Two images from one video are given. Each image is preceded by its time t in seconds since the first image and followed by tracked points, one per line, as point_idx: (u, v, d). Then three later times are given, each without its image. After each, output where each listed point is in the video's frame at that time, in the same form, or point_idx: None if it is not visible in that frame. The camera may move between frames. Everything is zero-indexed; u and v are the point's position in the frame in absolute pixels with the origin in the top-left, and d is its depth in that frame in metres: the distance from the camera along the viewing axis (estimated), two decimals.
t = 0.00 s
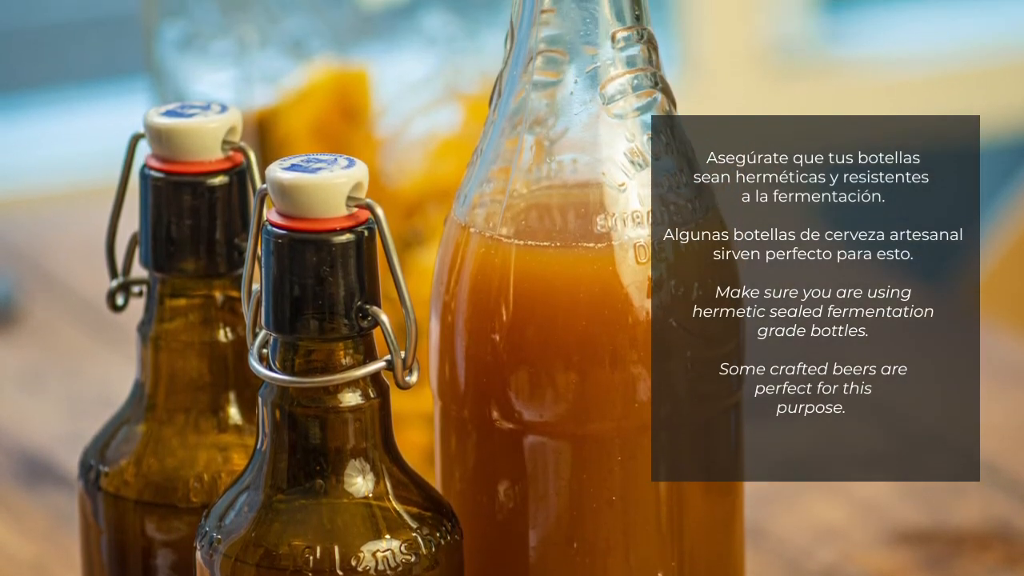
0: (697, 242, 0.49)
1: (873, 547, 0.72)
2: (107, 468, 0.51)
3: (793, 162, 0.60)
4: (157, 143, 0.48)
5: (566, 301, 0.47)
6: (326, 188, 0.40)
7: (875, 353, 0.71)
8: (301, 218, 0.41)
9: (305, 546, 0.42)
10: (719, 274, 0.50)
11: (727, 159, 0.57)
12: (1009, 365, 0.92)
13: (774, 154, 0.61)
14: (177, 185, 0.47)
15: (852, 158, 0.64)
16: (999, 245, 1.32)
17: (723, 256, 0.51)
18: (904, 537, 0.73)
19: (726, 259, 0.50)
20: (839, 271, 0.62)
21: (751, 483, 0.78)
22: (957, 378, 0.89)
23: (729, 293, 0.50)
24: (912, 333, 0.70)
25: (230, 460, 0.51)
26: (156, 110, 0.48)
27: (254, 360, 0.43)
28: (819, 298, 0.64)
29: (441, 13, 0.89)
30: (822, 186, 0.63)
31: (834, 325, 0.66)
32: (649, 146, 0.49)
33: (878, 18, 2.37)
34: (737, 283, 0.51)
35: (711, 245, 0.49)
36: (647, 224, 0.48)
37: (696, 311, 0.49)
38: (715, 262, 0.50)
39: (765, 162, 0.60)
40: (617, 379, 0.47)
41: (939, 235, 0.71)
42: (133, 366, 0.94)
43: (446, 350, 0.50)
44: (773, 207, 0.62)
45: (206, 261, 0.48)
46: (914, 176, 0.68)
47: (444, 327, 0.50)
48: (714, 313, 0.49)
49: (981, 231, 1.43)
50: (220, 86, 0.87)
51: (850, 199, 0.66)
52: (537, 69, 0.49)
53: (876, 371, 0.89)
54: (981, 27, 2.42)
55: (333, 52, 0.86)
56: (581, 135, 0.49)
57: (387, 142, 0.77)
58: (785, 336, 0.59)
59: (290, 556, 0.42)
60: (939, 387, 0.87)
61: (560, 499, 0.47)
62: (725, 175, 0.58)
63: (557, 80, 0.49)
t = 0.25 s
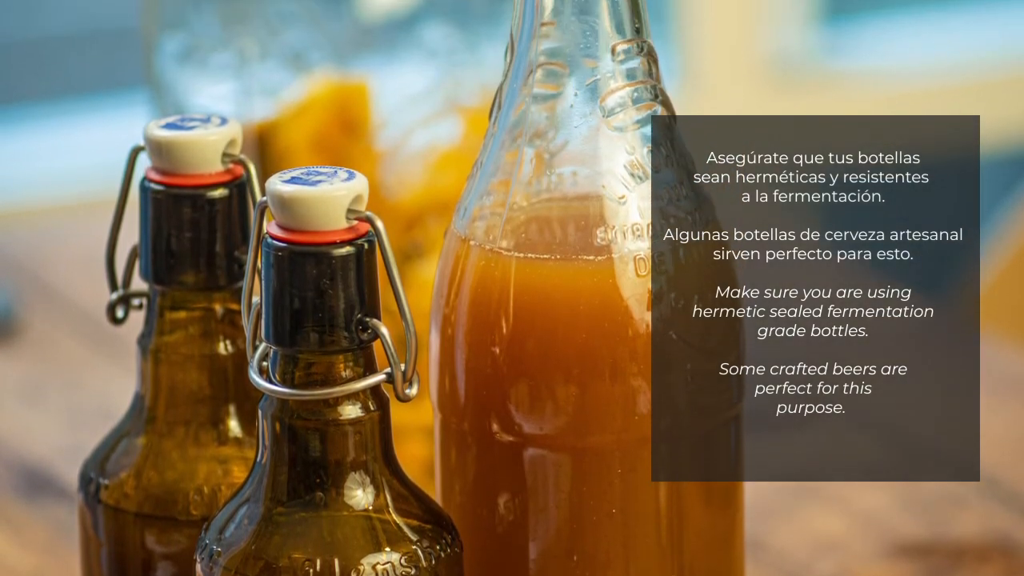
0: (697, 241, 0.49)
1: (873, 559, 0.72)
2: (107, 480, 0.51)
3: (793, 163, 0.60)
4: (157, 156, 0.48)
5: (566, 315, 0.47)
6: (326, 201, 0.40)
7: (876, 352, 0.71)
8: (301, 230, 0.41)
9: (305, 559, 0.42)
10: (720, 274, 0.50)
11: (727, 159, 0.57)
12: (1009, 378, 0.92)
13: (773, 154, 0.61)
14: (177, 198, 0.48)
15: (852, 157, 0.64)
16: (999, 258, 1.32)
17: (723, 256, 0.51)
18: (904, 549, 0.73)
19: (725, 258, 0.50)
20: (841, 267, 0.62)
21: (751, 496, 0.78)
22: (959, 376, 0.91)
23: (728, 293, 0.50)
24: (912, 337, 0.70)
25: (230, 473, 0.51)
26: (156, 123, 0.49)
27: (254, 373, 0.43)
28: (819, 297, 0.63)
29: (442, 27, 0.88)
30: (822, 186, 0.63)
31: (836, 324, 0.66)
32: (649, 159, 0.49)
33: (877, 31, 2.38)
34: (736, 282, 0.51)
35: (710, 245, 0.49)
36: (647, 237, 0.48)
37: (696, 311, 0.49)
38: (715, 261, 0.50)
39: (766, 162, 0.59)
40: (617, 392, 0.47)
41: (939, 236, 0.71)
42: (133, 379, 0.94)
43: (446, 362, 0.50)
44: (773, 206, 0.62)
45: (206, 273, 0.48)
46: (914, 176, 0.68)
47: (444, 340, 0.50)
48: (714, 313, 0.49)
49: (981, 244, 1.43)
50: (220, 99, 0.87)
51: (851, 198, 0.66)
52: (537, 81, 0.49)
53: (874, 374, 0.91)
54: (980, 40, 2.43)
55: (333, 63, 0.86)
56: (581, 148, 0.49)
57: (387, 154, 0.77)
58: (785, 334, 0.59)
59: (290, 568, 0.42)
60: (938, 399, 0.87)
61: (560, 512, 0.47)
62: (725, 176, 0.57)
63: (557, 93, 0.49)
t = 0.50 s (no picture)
0: (696, 241, 0.49)
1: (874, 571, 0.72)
2: (107, 493, 0.51)
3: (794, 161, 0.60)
4: (157, 168, 0.48)
5: (565, 327, 0.47)
6: (326, 214, 0.40)
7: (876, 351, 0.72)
8: (301, 243, 0.41)
9: (305, 572, 0.42)
10: (720, 274, 0.50)
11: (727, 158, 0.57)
12: (1009, 390, 0.92)
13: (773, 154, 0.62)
14: (177, 211, 0.48)
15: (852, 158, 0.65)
16: (998, 271, 1.33)
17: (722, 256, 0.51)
18: (905, 561, 0.73)
19: (725, 258, 0.51)
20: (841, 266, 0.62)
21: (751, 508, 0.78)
22: (956, 382, 0.94)
23: (729, 293, 0.50)
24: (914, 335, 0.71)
25: (230, 485, 0.51)
26: (156, 136, 0.49)
27: (254, 386, 0.43)
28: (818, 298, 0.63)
29: (441, 39, 0.89)
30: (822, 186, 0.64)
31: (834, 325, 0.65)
32: (649, 172, 0.49)
33: (877, 45, 2.38)
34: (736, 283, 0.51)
35: (710, 245, 0.50)
36: (647, 249, 0.48)
37: (696, 311, 0.49)
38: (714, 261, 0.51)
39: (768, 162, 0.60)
40: (617, 405, 0.47)
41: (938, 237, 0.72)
42: (133, 392, 0.94)
43: (446, 375, 0.50)
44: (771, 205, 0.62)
45: (206, 286, 0.48)
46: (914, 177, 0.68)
47: (444, 352, 0.50)
48: (714, 313, 0.49)
49: (980, 256, 1.43)
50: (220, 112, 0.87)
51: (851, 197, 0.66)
52: (537, 94, 0.49)
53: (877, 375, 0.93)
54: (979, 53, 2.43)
55: (333, 77, 0.86)
56: (581, 160, 0.49)
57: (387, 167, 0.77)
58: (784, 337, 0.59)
59: None
60: (938, 411, 0.87)
61: (560, 524, 0.47)
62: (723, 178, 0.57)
63: (557, 106, 0.49)
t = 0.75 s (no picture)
0: (696, 239, 0.49)
1: None
2: (107, 506, 0.51)
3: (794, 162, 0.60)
4: (157, 181, 0.48)
5: (565, 340, 0.47)
6: (326, 226, 0.40)
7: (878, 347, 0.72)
8: (301, 256, 0.41)
9: None
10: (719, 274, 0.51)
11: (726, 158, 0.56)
12: (1008, 402, 0.92)
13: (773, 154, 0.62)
14: (177, 223, 0.48)
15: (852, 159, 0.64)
16: (999, 283, 1.33)
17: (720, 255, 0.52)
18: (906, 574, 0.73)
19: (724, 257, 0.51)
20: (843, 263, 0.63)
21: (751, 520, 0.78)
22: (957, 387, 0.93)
23: (728, 293, 0.50)
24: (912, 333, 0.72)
25: (230, 498, 0.51)
26: (156, 149, 0.49)
27: (254, 399, 0.43)
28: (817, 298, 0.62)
29: (442, 51, 0.87)
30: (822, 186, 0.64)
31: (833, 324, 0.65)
32: (649, 184, 0.49)
33: (877, 57, 2.39)
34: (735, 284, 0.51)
35: (710, 244, 0.50)
36: (647, 262, 0.48)
37: (697, 311, 0.49)
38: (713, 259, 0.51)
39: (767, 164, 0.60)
40: (617, 417, 0.47)
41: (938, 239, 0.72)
42: (133, 405, 0.94)
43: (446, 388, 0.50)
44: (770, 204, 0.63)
45: (206, 299, 0.48)
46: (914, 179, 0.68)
47: (444, 364, 0.51)
48: (714, 313, 0.49)
49: (980, 269, 1.43)
50: (220, 124, 0.87)
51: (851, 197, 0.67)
52: (537, 106, 0.49)
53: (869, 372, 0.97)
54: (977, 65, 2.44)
55: (333, 89, 0.86)
56: (581, 173, 0.49)
57: (387, 180, 0.77)
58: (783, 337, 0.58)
59: None
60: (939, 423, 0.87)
61: (560, 537, 0.47)
62: (723, 178, 0.56)
63: (557, 119, 0.49)
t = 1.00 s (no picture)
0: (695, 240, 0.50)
1: None
2: (107, 518, 0.51)
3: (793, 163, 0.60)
4: (157, 194, 0.48)
5: (566, 352, 0.47)
6: (326, 239, 0.40)
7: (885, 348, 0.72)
8: (301, 268, 0.41)
9: None
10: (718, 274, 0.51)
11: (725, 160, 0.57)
12: (1009, 415, 0.92)
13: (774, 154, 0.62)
14: (177, 236, 0.48)
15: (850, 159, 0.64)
16: (999, 295, 1.33)
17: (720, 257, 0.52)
18: None
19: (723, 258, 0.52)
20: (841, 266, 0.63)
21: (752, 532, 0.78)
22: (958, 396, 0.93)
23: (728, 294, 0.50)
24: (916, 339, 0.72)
25: (230, 511, 0.50)
26: (156, 161, 0.49)
27: (254, 411, 0.43)
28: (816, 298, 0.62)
29: (442, 63, 0.87)
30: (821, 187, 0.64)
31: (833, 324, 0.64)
32: (649, 197, 0.49)
33: (876, 71, 2.39)
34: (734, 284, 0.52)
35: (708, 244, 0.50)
36: (647, 274, 0.48)
37: (697, 311, 0.49)
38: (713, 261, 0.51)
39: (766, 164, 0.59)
40: (617, 429, 0.47)
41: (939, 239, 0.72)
42: (133, 417, 0.94)
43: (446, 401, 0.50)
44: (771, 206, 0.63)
45: (206, 311, 0.48)
46: (914, 177, 0.68)
47: (444, 377, 0.51)
48: (714, 313, 0.49)
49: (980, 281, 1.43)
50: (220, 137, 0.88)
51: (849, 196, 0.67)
52: (537, 119, 0.49)
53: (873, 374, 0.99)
54: (975, 78, 2.44)
55: (332, 102, 0.86)
56: (581, 186, 0.49)
57: (387, 193, 0.77)
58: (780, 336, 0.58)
59: None
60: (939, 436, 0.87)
61: (560, 550, 0.47)
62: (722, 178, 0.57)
63: (557, 131, 0.49)
